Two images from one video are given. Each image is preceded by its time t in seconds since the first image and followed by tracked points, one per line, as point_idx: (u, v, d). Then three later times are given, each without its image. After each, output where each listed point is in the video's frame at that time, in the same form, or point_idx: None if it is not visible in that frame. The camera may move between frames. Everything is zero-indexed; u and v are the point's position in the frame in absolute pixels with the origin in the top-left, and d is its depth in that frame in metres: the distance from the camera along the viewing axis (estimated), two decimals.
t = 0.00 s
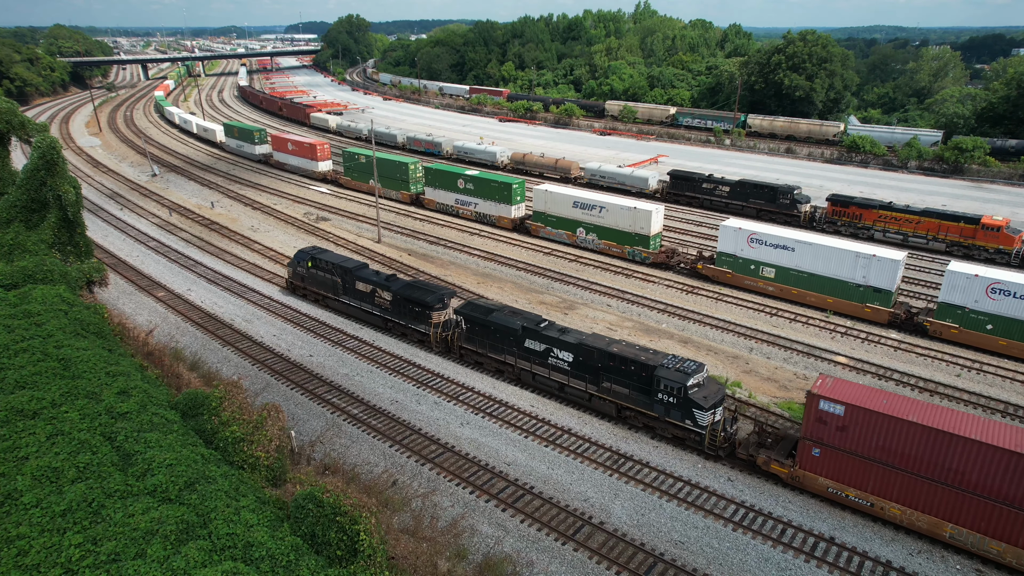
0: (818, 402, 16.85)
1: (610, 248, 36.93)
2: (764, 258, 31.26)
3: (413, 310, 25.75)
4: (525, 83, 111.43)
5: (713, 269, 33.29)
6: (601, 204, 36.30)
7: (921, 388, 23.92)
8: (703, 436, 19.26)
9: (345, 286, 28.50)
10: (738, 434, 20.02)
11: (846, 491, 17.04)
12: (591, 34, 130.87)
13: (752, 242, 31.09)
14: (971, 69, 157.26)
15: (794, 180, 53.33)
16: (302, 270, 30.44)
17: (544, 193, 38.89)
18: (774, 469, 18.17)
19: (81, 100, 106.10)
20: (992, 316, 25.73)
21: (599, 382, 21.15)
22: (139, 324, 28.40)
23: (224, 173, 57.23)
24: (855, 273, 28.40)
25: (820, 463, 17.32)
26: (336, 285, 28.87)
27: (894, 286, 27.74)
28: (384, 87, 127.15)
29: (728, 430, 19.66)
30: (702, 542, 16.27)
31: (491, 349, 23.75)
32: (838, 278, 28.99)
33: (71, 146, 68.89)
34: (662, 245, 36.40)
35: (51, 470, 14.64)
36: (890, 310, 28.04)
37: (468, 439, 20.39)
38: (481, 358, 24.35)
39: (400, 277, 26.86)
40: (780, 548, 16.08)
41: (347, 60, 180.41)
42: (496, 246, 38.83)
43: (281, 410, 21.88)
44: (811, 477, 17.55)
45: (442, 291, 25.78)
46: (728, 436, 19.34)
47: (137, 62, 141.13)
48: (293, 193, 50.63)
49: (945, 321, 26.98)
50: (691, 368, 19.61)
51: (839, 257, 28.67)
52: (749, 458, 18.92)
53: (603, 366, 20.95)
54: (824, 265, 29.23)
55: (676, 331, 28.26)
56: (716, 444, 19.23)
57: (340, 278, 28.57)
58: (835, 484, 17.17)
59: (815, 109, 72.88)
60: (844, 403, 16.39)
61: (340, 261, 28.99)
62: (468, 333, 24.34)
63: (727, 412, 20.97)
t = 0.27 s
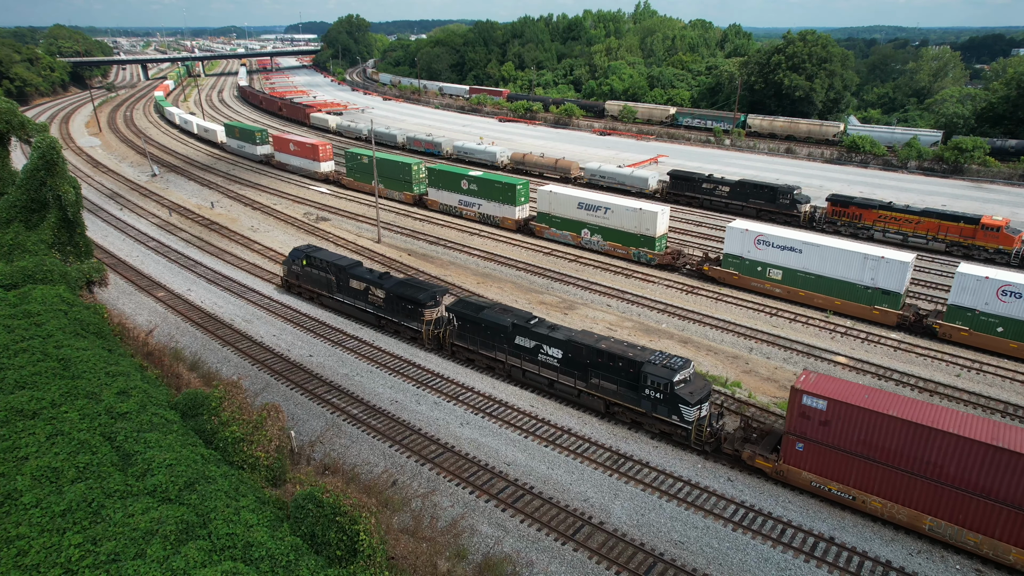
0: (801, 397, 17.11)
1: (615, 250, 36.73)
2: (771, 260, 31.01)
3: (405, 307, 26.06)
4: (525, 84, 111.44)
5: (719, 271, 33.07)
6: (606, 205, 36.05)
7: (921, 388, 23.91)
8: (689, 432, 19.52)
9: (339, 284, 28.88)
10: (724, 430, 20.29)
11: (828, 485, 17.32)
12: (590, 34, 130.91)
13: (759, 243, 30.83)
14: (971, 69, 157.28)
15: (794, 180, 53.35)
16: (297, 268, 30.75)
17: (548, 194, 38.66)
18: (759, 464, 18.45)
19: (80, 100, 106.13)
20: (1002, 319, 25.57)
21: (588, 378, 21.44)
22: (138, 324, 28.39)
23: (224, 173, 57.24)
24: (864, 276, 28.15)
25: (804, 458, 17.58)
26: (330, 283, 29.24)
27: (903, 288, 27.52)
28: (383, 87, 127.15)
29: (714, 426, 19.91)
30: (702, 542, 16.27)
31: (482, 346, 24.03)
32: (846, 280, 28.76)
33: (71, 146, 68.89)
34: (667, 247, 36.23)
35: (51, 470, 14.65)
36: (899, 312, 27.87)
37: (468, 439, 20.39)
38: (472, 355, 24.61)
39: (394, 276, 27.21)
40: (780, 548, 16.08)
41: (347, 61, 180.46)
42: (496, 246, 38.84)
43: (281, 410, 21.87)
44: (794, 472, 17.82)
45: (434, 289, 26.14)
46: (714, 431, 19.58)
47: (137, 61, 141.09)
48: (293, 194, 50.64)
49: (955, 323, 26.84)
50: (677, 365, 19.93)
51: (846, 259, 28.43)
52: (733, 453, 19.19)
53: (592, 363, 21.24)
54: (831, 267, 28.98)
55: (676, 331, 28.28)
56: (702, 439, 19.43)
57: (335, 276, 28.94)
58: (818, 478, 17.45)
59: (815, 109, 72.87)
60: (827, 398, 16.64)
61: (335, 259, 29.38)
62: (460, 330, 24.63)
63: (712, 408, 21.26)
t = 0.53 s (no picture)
0: (784, 392, 17.31)
1: (620, 251, 36.55)
2: (778, 262, 30.85)
3: (398, 305, 26.29)
4: (525, 84, 111.46)
5: (725, 273, 32.89)
6: (612, 206, 35.86)
7: (922, 388, 23.90)
8: (676, 427, 19.72)
9: (334, 282, 29.10)
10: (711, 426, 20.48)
11: (812, 479, 17.54)
12: (590, 34, 130.93)
13: (766, 245, 30.68)
14: (971, 69, 157.30)
15: (794, 180, 53.35)
16: (292, 267, 31.04)
17: (554, 196, 38.48)
18: (744, 459, 18.64)
19: (80, 101, 106.16)
20: (1013, 321, 25.38)
21: (577, 375, 21.63)
22: (138, 324, 28.39)
23: (224, 173, 57.27)
24: (873, 277, 28.01)
25: (788, 452, 17.78)
26: (325, 281, 29.42)
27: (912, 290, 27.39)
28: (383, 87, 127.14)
29: (700, 421, 20.13)
30: (702, 542, 16.27)
31: (474, 343, 24.23)
32: (854, 282, 28.61)
33: (71, 147, 68.89)
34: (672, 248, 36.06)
35: (51, 470, 14.65)
36: (908, 314, 27.70)
37: (468, 439, 20.38)
38: (464, 352, 24.82)
39: (387, 273, 27.41)
40: (780, 548, 16.07)
41: (347, 61, 180.46)
42: (496, 246, 38.86)
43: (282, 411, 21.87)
44: (779, 467, 18.02)
45: (426, 287, 26.42)
46: (701, 427, 19.79)
47: (137, 62, 141.05)
48: (293, 194, 50.65)
49: (965, 326, 26.65)
50: (665, 361, 20.12)
51: (855, 261, 28.28)
52: (719, 449, 19.37)
53: (580, 359, 21.43)
54: (839, 269, 28.83)
55: (676, 331, 28.29)
56: (689, 434, 19.67)
57: (329, 274, 29.16)
58: (802, 472, 17.65)
59: (815, 109, 72.85)
60: (809, 393, 16.83)
61: (329, 258, 29.62)
62: (452, 328, 24.85)
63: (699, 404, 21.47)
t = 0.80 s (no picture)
0: (768, 388, 17.59)
1: (625, 253, 36.31)
2: (785, 264, 30.61)
3: (391, 302, 26.53)
4: (525, 84, 111.48)
5: (732, 275, 32.61)
6: (617, 208, 35.62)
7: (922, 388, 23.90)
8: (663, 423, 19.97)
9: (328, 280, 29.33)
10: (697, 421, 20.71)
11: (796, 474, 17.79)
12: (590, 35, 130.96)
13: (773, 247, 30.42)
14: (970, 69, 157.21)
15: (794, 180, 53.36)
16: (287, 265, 31.21)
17: (559, 197, 38.25)
18: (730, 454, 18.88)
19: (80, 101, 106.15)
20: None
21: (567, 371, 21.87)
22: (138, 324, 28.38)
23: (224, 173, 57.29)
24: (881, 280, 27.81)
25: (772, 447, 18.04)
26: (319, 279, 29.67)
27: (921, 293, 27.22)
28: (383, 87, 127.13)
29: (688, 417, 20.37)
30: (702, 543, 16.27)
31: (465, 340, 24.47)
32: (862, 284, 28.40)
33: (71, 147, 68.88)
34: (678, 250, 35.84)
35: (51, 470, 14.64)
36: (916, 317, 27.51)
37: (468, 440, 20.37)
38: (455, 350, 25.07)
39: (380, 271, 27.66)
40: (780, 548, 16.08)
41: (347, 61, 180.46)
42: (496, 246, 38.88)
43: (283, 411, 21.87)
44: (763, 461, 18.27)
45: (419, 285, 26.67)
46: (688, 422, 20.03)
47: (136, 61, 140.92)
48: (293, 194, 50.65)
49: (975, 329, 26.51)
50: (652, 358, 20.38)
51: (863, 263, 28.06)
52: (706, 444, 19.59)
53: (570, 356, 21.68)
54: (847, 271, 28.61)
55: (676, 331, 28.30)
56: (676, 430, 19.92)
57: (324, 272, 29.39)
58: (786, 466, 17.91)
59: (815, 110, 72.85)
60: (793, 388, 17.12)
61: (323, 256, 29.87)
62: (444, 325, 25.11)
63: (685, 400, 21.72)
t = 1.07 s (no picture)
0: (753, 383, 17.80)
1: (631, 254, 36.10)
2: (792, 265, 30.43)
3: (385, 300, 26.76)
4: (525, 84, 111.49)
5: (739, 276, 32.40)
6: (623, 209, 35.39)
7: (922, 388, 23.90)
8: (651, 419, 20.20)
9: (323, 278, 29.56)
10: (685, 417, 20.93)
11: (780, 469, 18.01)
12: (590, 35, 130.99)
13: (781, 248, 30.25)
14: (970, 69, 157.30)
15: (794, 180, 53.36)
16: (283, 263, 31.49)
17: (564, 198, 38.02)
18: (716, 449, 19.09)
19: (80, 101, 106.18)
20: None
21: (556, 368, 22.07)
22: (138, 325, 28.38)
23: (224, 173, 57.31)
24: (890, 282, 27.60)
25: (757, 442, 18.26)
26: (314, 277, 29.91)
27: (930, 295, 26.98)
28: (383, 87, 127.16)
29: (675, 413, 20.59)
30: (702, 543, 16.27)
31: (457, 338, 24.67)
32: (871, 286, 28.18)
33: (71, 147, 68.91)
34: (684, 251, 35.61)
35: (51, 471, 14.64)
36: (926, 319, 27.28)
37: (468, 440, 20.36)
38: (448, 347, 25.29)
39: (374, 270, 27.90)
40: (780, 548, 16.08)
41: (347, 61, 180.47)
42: (496, 246, 38.90)
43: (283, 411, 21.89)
44: (749, 456, 18.48)
45: (413, 283, 26.93)
46: (675, 418, 20.26)
47: (136, 61, 140.86)
48: (293, 194, 50.66)
49: (986, 331, 26.26)
50: (640, 354, 20.58)
51: (872, 265, 27.83)
52: (693, 439, 19.80)
53: (559, 352, 21.86)
54: (856, 273, 28.40)
55: (676, 331, 28.31)
56: (663, 425, 20.17)
57: (319, 270, 29.63)
58: (771, 461, 18.12)
59: (815, 110, 72.84)
60: (777, 384, 17.33)
61: (319, 254, 30.10)
62: (436, 323, 25.31)
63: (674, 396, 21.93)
